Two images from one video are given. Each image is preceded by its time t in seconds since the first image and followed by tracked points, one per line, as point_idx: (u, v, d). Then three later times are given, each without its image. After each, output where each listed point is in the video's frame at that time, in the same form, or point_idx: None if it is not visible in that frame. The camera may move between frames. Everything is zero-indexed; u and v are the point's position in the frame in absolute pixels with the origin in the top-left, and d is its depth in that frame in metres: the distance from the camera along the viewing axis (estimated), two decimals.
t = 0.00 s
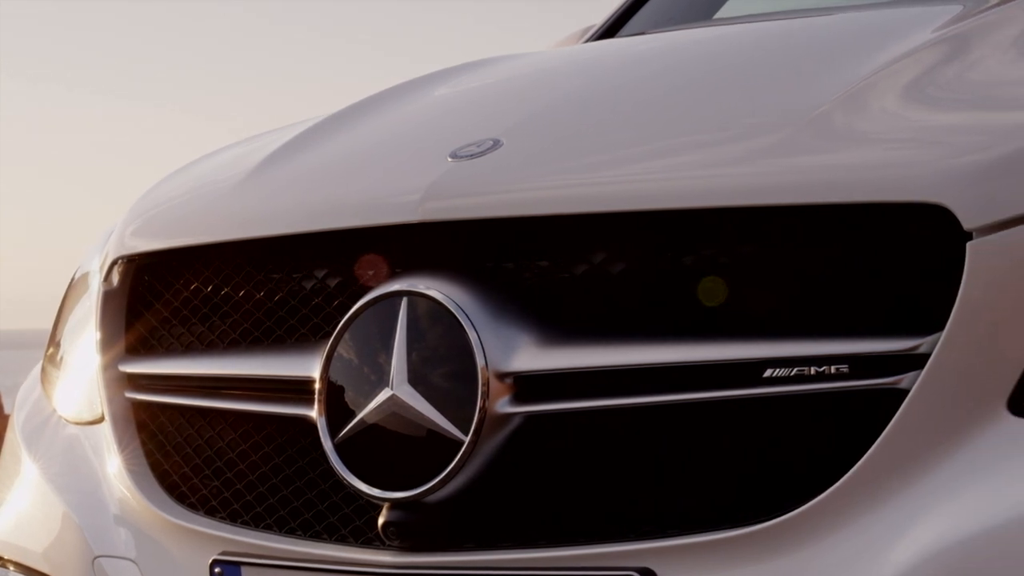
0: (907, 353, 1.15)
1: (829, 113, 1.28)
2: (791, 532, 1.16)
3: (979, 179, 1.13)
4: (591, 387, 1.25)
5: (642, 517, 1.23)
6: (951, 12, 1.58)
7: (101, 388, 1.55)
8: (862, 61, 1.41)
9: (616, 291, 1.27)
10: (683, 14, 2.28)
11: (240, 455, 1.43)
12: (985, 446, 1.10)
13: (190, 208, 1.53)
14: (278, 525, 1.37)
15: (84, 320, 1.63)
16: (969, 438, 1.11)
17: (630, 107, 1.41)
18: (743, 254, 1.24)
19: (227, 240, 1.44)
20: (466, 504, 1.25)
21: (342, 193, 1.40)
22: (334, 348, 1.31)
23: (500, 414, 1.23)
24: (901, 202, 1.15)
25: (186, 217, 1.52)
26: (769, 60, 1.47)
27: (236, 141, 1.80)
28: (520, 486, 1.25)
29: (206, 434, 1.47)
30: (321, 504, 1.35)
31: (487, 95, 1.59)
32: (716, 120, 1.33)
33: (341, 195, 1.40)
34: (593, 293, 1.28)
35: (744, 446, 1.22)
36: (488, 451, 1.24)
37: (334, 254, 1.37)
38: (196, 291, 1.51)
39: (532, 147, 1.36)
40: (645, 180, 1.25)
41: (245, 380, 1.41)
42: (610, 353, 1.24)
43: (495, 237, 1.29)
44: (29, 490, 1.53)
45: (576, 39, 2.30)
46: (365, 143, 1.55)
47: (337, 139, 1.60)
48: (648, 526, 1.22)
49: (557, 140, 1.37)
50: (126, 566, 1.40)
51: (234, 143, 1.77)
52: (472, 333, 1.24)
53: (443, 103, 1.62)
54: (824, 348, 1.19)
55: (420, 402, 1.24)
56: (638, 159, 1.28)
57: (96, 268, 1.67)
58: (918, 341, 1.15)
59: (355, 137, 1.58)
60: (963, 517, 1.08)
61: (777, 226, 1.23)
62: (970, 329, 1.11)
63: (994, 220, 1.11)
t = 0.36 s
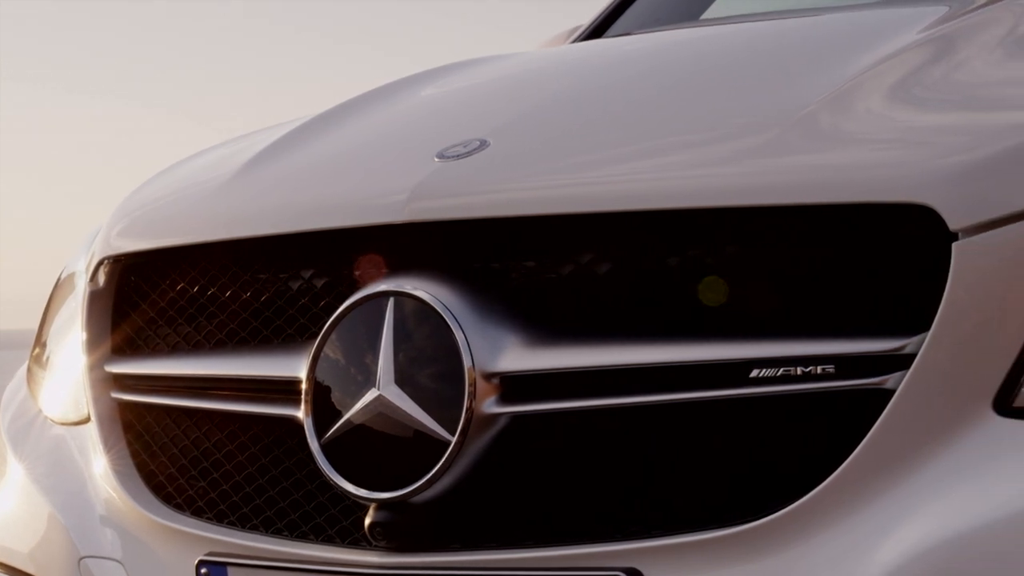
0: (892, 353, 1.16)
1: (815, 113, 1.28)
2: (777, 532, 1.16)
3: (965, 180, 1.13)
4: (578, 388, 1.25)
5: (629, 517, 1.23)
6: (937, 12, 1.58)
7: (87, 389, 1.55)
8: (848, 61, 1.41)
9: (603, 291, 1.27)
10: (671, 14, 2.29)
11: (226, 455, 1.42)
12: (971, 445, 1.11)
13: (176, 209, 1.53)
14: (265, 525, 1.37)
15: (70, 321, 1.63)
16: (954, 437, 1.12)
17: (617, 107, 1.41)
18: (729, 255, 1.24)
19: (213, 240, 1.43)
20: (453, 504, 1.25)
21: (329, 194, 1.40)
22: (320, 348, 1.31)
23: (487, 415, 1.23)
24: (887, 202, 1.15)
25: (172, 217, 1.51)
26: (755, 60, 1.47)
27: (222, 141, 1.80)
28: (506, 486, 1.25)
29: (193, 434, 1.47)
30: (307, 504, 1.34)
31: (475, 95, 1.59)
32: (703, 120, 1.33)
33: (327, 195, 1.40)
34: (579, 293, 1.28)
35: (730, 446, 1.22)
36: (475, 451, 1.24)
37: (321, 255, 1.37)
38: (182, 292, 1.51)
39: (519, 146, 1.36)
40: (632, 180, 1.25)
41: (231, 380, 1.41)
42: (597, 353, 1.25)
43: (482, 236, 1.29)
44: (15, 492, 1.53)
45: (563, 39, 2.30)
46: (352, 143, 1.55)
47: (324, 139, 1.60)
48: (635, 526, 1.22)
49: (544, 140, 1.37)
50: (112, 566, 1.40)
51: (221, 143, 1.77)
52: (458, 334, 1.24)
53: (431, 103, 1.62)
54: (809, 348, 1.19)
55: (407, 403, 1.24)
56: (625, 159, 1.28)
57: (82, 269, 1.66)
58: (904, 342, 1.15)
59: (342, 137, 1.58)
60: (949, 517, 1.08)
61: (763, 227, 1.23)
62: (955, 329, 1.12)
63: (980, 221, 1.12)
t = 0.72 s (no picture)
0: (876, 354, 1.16)
1: (800, 114, 1.29)
2: (762, 532, 1.16)
3: (950, 181, 1.14)
4: (563, 388, 1.25)
5: (615, 517, 1.23)
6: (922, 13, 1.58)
7: (72, 389, 1.54)
8: (833, 62, 1.41)
9: (589, 291, 1.27)
10: (656, 15, 2.29)
11: (212, 455, 1.42)
12: (955, 446, 1.11)
13: (162, 208, 1.53)
14: (250, 526, 1.37)
15: (55, 321, 1.62)
16: (939, 438, 1.12)
17: (603, 107, 1.41)
18: (714, 255, 1.24)
19: (199, 240, 1.43)
20: (438, 505, 1.25)
21: (315, 194, 1.40)
22: (306, 348, 1.31)
23: (472, 415, 1.23)
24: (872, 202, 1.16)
25: (157, 217, 1.51)
26: (741, 61, 1.47)
27: (208, 142, 1.79)
28: (492, 486, 1.25)
29: (178, 435, 1.47)
30: (292, 504, 1.34)
31: (461, 95, 1.59)
32: (689, 120, 1.33)
33: (314, 195, 1.39)
34: (565, 294, 1.28)
35: (715, 446, 1.22)
36: (460, 451, 1.24)
37: (306, 255, 1.37)
38: (167, 292, 1.51)
39: (505, 147, 1.36)
40: (619, 180, 1.25)
41: (217, 380, 1.41)
42: (582, 353, 1.25)
43: (468, 237, 1.29)
44: None
45: (548, 40, 2.30)
46: (338, 143, 1.55)
47: (310, 139, 1.60)
48: (621, 526, 1.22)
49: (530, 140, 1.37)
50: (96, 567, 1.40)
51: (206, 143, 1.77)
52: (444, 334, 1.24)
53: (417, 103, 1.62)
54: (794, 348, 1.20)
55: (392, 403, 1.24)
56: (612, 159, 1.28)
57: (67, 269, 1.66)
58: (888, 342, 1.16)
59: (329, 137, 1.58)
60: (933, 518, 1.08)
61: (749, 227, 1.23)
62: (939, 328, 1.12)
63: (967, 221, 1.12)
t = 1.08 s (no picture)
0: (859, 354, 1.16)
1: (784, 114, 1.29)
2: (746, 532, 1.17)
3: (931, 182, 1.14)
4: (547, 389, 1.25)
5: (599, 517, 1.23)
6: (905, 14, 1.59)
7: (54, 389, 1.54)
8: (816, 63, 1.41)
9: (571, 292, 1.27)
10: (641, 15, 2.29)
11: (195, 457, 1.42)
12: (939, 445, 1.12)
13: (145, 209, 1.53)
14: (233, 527, 1.36)
15: (37, 321, 1.62)
16: (922, 437, 1.13)
17: (587, 108, 1.41)
18: (697, 256, 1.24)
19: (182, 241, 1.43)
20: (423, 505, 1.25)
21: (299, 194, 1.40)
22: (289, 349, 1.31)
23: (456, 415, 1.23)
24: (853, 203, 1.16)
25: (141, 218, 1.51)
26: (725, 61, 1.47)
27: (192, 141, 1.79)
28: (473, 487, 1.24)
29: (161, 436, 1.46)
30: (276, 505, 1.34)
31: (446, 96, 1.59)
32: (673, 121, 1.33)
33: (297, 195, 1.39)
34: (548, 295, 1.28)
35: (699, 446, 1.22)
36: (444, 451, 1.24)
37: (290, 255, 1.37)
38: (151, 292, 1.50)
39: (488, 147, 1.36)
40: (603, 181, 1.25)
41: (201, 381, 1.41)
42: (564, 353, 1.25)
43: (452, 238, 1.29)
44: None
45: (532, 40, 2.30)
46: (322, 143, 1.55)
47: (294, 140, 1.60)
48: (604, 526, 1.22)
49: (513, 140, 1.37)
50: (79, 568, 1.40)
51: (190, 143, 1.76)
52: (427, 335, 1.24)
53: (401, 103, 1.62)
54: (777, 349, 1.20)
55: (376, 404, 1.24)
56: (596, 159, 1.28)
57: (50, 269, 1.65)
58: (871, 342, 1.16)
59: (313, 137, 1.58)
60: (918, 517, 1.09)
61: (731, 227, 1.23)
62: (923, 327, 1.12)
63: (950, 221, 1.13)
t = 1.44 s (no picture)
0: (839, 355, 1.17)
1: (764, 115, 1.29)
2: (726, 532, 1.17)
3: (910, 184, 1.15)
4: (527, 389, 1.24)
5: (578, 517, 1.23)
6: (885, 15, 1.59)
7: (34, 390, 1.53)
8: (796, 64, 1.42)
9: (551, 292, 1.27)
10: (621, 16, 2.29)
11: (174, 458, 1.41)
12: (919, 446, 1.12)
13: (124, 209, 1.52)
14: (212, 528, 1.36)
15: (17, 322, 1.61)
16: (902, 438, 1.13)
17: (566, 108, 1.41)
18: (677, 257, 1.24)
19: (162, 241, 1.43)
20: (402, 505, 1.25)
21: (279, 194, 1.40)
22: (269, 350, 1.31)
23: (436, 415, 1.23)
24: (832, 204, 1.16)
25: (120, 218, 1.50)
26: (705, 62, 1.47)
27: (172, 142, 1.79)
28: (454, 487, 1.25)
29: (140, 436, 1.46)
30: (256, 506, 1.34)
31: (427, 96, 1.59)
32: (652, 122, 1.33)
33: (278, 196, 1.39)
34: (528, 296, 1.27)
35: (679, 446, 1.22)
36: (425, 452, 1.24)
37: (270, 256, 1.37)
38: (130, 293, 1.50)
39: (469, 148, 1.36)
40: (583, 182, 1.25)
41: (180, 382, 1.41)
42: (543, 354, 1.24)
43: (432, 238, 1.29)
44: None
45: (512, 41, 2.30)
46: (302, 144, 1.55)
47: (275, 140, 1.60)
48: (583, 526, 1.22)
49: (493, 140, 1.37)
50: (58, 569, 1.40)
51: (171, 144, 1.76)
52: (408, 335, 1.24)
53: (382, 104, 1.61)
54: (756, 349, 1.20)
55: (356, 404, 1.24)
56: (576, 159, 1.29)
57: (29, 269, 1.65)
58: (851, 342, 1.17)
59: (294, 138, 1.58)
60: (898, 517, 1.09)
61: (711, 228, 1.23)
62: (903, 327, 1.13)
63: (930, 222, 1.13)
